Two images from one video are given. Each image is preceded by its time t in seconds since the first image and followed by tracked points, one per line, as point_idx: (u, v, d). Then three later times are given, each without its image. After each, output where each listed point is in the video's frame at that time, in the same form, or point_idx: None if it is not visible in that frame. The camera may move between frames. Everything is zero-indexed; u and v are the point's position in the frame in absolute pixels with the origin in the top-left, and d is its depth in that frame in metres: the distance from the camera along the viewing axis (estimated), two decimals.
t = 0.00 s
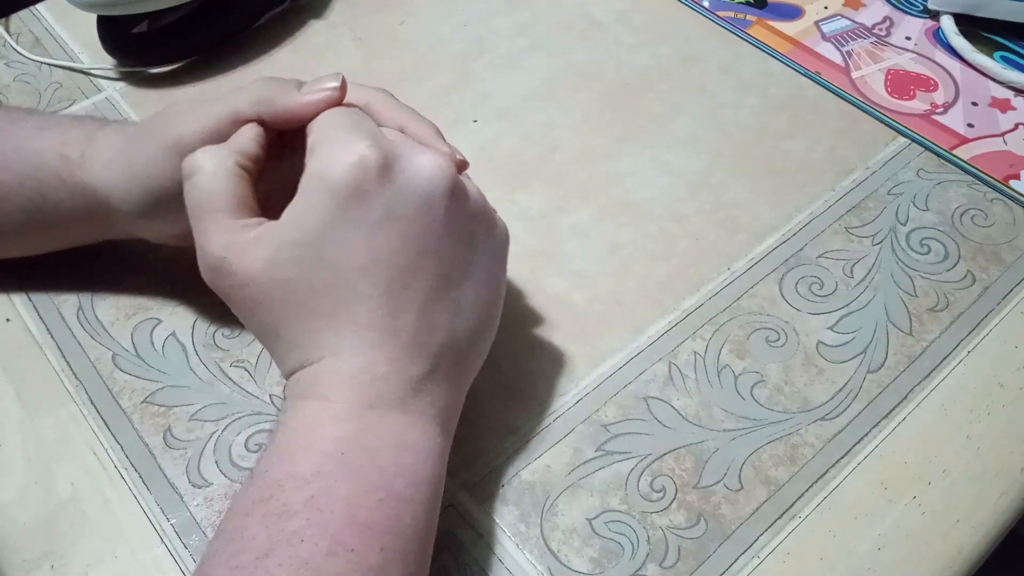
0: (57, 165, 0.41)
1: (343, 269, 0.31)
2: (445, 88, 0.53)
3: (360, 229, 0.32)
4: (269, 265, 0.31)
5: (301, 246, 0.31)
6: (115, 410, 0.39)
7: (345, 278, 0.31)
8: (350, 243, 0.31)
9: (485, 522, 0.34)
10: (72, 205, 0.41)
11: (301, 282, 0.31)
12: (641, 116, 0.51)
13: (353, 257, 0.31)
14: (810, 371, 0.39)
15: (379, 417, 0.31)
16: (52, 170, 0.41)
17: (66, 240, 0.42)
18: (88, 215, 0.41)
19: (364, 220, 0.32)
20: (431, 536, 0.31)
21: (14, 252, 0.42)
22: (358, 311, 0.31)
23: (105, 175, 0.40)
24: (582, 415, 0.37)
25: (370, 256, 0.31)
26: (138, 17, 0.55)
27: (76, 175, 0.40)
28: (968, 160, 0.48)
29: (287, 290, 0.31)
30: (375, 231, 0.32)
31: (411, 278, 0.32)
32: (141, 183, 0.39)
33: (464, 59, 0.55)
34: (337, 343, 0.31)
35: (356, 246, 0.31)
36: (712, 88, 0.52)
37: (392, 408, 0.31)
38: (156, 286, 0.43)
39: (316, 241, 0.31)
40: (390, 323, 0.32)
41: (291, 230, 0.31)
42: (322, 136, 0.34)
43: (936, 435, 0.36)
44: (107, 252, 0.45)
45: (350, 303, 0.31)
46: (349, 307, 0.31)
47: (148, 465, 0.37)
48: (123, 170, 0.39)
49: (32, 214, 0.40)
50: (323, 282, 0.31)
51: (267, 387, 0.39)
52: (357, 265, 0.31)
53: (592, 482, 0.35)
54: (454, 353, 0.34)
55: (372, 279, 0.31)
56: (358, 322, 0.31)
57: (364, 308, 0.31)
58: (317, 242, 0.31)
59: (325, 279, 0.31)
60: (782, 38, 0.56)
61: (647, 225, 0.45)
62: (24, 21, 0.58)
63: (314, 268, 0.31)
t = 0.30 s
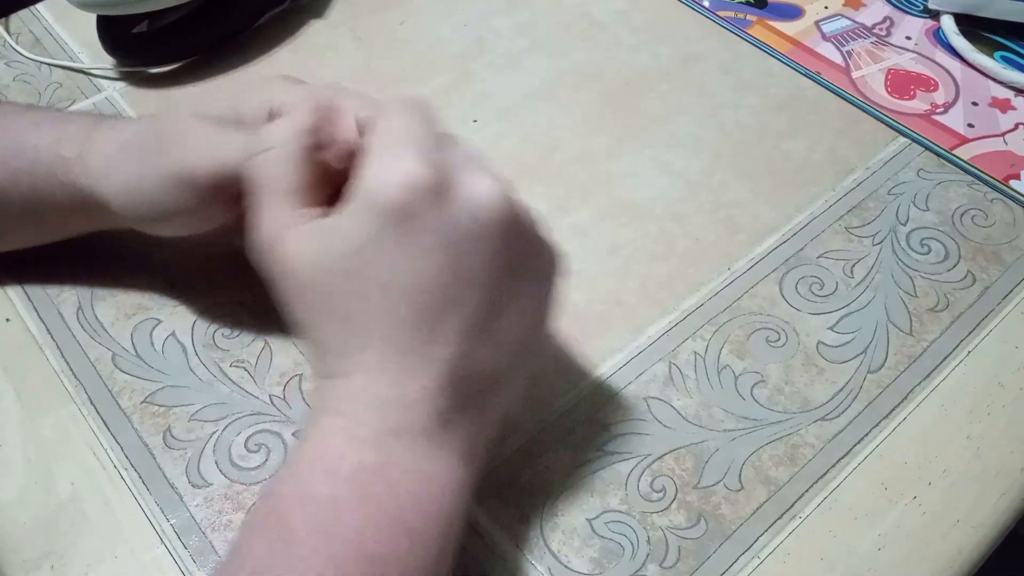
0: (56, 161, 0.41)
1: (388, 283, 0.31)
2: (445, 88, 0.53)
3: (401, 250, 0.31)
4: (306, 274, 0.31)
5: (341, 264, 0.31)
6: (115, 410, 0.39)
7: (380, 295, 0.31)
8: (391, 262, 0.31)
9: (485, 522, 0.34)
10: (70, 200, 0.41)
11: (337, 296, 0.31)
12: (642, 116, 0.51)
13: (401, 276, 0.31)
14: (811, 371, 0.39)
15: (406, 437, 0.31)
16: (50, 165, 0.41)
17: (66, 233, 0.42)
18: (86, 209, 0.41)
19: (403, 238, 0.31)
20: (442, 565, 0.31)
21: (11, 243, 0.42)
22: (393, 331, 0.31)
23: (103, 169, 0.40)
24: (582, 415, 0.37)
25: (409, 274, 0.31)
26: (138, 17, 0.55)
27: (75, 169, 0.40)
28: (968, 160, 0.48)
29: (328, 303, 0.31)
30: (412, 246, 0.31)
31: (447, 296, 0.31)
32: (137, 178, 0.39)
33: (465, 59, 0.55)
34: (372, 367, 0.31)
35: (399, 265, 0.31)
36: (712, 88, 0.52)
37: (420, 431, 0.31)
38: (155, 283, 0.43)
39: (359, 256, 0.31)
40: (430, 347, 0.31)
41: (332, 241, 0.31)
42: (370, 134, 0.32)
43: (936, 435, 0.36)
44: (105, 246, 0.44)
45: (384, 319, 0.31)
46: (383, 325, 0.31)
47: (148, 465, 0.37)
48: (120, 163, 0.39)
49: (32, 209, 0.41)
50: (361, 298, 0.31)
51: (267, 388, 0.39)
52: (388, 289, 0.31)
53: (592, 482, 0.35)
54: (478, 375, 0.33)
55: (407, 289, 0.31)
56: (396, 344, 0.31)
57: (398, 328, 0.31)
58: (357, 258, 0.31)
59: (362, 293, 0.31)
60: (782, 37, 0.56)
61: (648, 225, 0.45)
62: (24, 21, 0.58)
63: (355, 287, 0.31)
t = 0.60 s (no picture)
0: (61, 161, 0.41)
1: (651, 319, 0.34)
2: (446, 87, 0.53)
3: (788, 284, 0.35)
4: (540, 306, 0.36)
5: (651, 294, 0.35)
6: (115, 410, 0.39)
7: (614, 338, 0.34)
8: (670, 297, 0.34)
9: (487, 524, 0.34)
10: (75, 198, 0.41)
11: (624, 325, 0.34)
12: (642, 116, 0.51)
13: (731, 297, 0.34)
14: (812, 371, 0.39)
15: (496, 459, 0.32)
16: (56, 167, 0.41)
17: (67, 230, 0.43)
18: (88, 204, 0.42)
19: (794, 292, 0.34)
20: None
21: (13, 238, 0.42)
22: (728, 346, 0.34)
23: (111, 166, 0.41)
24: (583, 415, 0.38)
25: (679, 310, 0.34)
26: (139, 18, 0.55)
27: (81, 167, 0.41)
28: (969, 161, 0.48)
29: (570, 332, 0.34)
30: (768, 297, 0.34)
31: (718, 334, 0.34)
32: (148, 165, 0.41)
33: (465, 59, 0.55)
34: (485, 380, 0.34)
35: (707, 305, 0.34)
36: (712, 88, 0.52)
37: (516, 460, 0.32)
38: (156, 281, 0.43)
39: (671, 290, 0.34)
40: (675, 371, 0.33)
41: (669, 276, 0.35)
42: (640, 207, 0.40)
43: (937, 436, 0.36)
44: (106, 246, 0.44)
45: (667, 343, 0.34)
46: (621, 354, 0.33)
47: (148, 465, 0.37)
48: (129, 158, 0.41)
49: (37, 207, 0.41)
50: (631, 332, 0.34)
51: (268, 388, 0.39)
52: (558, 347, 0.33)
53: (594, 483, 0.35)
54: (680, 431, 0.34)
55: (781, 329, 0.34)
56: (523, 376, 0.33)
57: (536, 363, 0.33)
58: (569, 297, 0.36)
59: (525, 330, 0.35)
60: (782, 37, 0.56)
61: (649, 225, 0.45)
62: (24, 21, 0.58)
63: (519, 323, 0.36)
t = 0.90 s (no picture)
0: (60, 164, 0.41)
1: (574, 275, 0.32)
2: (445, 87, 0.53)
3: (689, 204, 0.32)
4: (444, 280, 0.34)
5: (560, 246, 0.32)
6: (115, 410, 0.39)
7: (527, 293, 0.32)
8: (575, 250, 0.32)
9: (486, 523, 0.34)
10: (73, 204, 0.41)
11: (539, 285, 0.32)
12: (642, 116, 0.51)
13: (664, 250, 0.32)
14: (812, 372, 0.39)
15: (429, 429, 0.31)
16: (54, 169, 0.41)
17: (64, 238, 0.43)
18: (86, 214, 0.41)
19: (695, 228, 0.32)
20: None
21: (12, 244, 0.42)
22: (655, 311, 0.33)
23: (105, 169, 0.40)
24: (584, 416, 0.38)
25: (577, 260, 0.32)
26: (138, 17, 0.55)
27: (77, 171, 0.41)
28: (969, 161, 0.48)
29: (490, 294, 0.32)
30: (751, 311, 0.34)
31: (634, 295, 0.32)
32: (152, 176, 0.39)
33: (465, 58, 0.55)
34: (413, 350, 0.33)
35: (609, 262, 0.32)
36: (713, 88, 0.52)
37: (457, 431, 0.31)
38: (156, 281, 0.43)
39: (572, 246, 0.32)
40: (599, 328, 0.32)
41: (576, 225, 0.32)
42: (526, 165, 0.34)
43: (937, 435, 0.36)
44: (104, 251, 0.44)
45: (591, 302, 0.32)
46: (537, 314, 0.32)
47: (147, 466, 0.37)
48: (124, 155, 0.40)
49: (34, 214, 0.41)
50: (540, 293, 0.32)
51: (267, 388, 0.39)
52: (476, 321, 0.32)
53: (594, 484, 0.35)
54: (633, 398, 0.34)
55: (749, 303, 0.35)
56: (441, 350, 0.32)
57: (463, 337, 0.32)
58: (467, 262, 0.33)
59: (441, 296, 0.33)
60: (783, 37, 0.56)
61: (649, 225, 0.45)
62: (24, 21, 0.58)
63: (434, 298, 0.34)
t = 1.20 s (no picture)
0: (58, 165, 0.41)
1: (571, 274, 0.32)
2: (445, 87, 0.53)
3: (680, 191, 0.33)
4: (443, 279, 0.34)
5: (560, 246, 0.32)
6: (115, 410, 0.39)
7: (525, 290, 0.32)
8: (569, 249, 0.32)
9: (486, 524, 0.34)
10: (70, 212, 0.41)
11: (538, 284, 0.32)
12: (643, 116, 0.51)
13: (659, 236, 0.33)
14: (813, 372, 0.39)
15: (430, 432, 0.31)
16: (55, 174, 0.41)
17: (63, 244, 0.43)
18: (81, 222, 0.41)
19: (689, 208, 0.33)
20: None
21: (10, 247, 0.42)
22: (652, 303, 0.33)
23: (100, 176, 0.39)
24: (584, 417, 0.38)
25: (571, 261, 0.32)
26: (139, 17, 0.55)
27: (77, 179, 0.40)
28: (970, 161, 0.48)
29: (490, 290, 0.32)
30: (753, 291, 0.35)
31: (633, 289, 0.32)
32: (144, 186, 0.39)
33: (464, 58, 0.55)
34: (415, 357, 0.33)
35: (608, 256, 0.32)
36: (713, 88, 0.52)
37: (458, 431, 0.31)
38: (156, 282, 0.43)
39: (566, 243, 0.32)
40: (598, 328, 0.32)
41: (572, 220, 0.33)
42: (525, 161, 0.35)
43: (937, 435, 0.36)
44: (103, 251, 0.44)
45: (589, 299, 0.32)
46: (537, 307, 0.32)
47: (147, 466, 0.37)
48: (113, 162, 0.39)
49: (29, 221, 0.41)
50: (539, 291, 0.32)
51: (266, 388, 0.39)
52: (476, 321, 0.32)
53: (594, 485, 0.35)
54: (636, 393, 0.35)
55: (754, 282, 0.36)
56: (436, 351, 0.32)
57: (463, 334, 0.32)
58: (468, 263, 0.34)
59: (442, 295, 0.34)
60: (784, 37, 0.56)
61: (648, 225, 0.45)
62: (24, 21, 0.58)
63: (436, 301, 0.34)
